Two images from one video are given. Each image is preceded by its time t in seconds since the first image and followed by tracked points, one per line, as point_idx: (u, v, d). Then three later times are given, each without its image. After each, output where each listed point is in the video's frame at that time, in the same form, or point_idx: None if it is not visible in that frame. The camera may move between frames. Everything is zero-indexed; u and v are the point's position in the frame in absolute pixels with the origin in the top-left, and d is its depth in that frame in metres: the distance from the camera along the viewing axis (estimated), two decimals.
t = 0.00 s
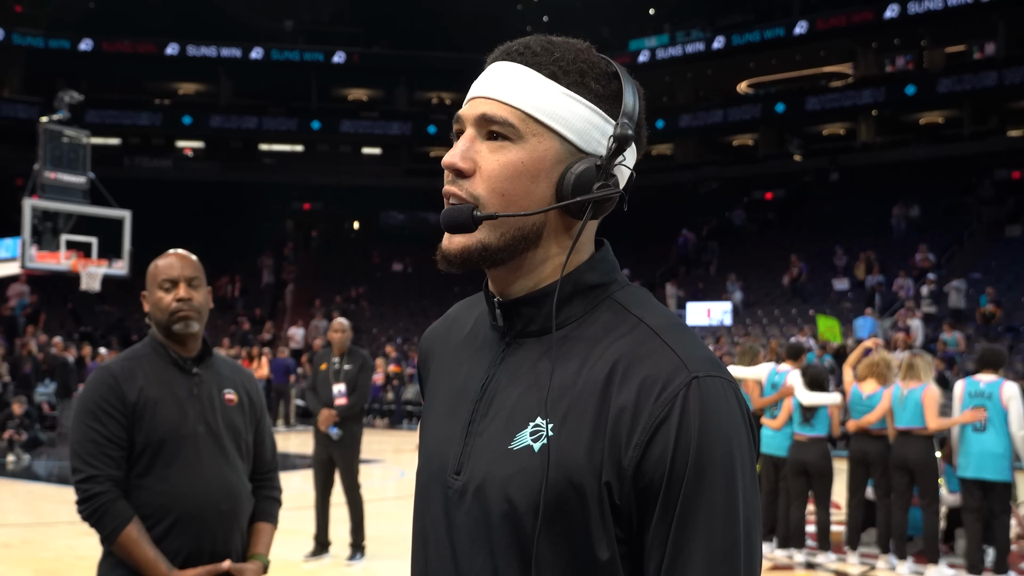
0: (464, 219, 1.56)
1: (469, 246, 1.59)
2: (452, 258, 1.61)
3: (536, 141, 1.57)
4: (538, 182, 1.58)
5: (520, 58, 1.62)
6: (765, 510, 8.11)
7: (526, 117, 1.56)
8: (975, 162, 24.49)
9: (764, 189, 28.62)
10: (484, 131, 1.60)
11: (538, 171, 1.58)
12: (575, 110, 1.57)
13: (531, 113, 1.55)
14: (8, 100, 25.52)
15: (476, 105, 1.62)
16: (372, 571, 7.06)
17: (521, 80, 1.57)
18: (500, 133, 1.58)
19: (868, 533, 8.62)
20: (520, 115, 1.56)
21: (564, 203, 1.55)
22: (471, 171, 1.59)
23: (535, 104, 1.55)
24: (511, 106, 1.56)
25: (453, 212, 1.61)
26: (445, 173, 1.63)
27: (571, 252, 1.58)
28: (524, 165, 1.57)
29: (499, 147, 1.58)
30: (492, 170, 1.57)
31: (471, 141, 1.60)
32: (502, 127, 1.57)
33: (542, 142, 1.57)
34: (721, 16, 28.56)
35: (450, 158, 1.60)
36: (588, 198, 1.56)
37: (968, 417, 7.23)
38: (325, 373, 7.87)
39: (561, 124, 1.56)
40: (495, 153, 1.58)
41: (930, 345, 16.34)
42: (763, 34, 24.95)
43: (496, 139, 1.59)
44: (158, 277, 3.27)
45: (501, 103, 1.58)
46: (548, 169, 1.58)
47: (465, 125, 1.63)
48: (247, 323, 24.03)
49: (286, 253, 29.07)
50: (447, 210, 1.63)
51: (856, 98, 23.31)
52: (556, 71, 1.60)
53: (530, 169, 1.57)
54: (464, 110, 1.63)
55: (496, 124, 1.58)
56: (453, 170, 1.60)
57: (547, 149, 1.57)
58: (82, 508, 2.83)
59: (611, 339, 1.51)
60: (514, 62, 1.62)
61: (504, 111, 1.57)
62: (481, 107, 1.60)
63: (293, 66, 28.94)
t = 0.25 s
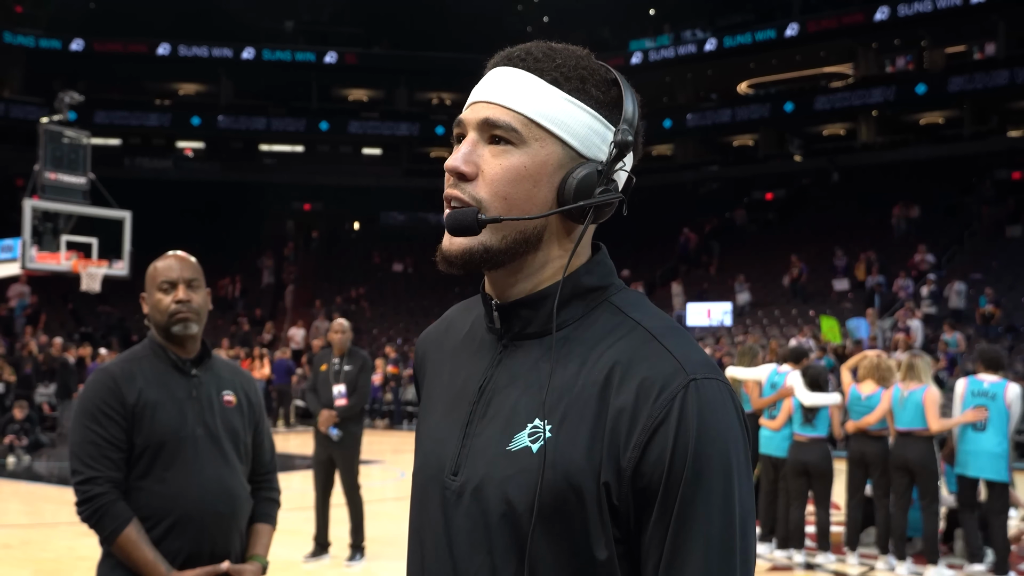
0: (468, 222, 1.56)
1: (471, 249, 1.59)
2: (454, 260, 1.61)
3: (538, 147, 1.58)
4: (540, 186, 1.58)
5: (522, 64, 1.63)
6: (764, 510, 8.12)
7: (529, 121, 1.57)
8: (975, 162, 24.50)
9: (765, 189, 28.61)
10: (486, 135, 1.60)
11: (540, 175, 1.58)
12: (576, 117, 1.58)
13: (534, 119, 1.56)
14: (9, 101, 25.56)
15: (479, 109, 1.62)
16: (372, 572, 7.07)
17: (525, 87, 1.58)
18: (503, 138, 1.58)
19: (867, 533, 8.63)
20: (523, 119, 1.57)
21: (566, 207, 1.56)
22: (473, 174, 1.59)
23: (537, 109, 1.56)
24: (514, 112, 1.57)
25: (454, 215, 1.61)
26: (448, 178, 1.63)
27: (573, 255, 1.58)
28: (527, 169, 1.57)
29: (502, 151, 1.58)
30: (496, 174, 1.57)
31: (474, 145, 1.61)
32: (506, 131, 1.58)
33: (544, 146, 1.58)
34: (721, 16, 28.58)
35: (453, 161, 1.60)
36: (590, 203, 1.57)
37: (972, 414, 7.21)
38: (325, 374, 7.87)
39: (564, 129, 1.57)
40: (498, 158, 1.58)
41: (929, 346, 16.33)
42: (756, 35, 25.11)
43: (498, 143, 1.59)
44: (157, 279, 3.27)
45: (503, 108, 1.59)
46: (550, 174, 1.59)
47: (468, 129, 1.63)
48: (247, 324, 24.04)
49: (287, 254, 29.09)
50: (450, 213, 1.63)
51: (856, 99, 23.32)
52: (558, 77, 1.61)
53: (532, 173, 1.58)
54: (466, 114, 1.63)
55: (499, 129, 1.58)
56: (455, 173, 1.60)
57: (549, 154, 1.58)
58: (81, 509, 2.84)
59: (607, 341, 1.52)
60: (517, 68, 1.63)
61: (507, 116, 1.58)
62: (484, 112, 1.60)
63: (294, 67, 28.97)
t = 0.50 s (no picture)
0: (459, 226, 1.57)
1: (463, 251, 1.59)
2: (446, 260, 1.62)
3: (528, 151, 1.59)
4: (530, 190, 1.60)
5: (513, 70, 1.64)
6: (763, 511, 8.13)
7: (519, 126, 1.58)
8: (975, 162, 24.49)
9: (765, 189, 28.64)
10: (478, 140, 1.61)
11: (529, 179, 1.59)
12: (565, 123, 1.59)
13: (525, 124, 1.57)
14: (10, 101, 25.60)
15: (470, 115, 1.63)
16: (371, 573, 7.08)
17: (515, 92, 1.58)
18: (493, 142, 1.60)
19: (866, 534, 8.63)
20: (513, 124, 1.58)
21: (556, 209, 1.57)
22: (464, 178, 1.60)
23: (526, 113, 1.57)
24: (503, 116, 1.58)
25: (445, 219, 1.62)
26: (439, 182, 1.65)
27: (563, 258, 1.60)
28: (517, 172, 1.59)
29: (493, 155, 1.60)
30: (486, 179, 1.59)
31: (465, 149, 1.62)
32: (496, 135, 1.59)
33: (535, 151, 1.59)
34: (721, 17, 28.60)
35: (445, 165, 1.62)
36: (580, 205, 1.58)
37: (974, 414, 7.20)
38: (325, 375, 7.86)
39: (552, 134, 1.58)
40: (489, 162, 1.59)
41: (929, 347, 16.32)
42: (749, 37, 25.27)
43: (489, 148, 1.61)
44: (156, 281, 3.29)
45: (493, 114, 1.60)
46: (540, 177, 1.60)
47: (460, 134, 1.64)
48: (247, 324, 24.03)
49: (287, 255, 29.09)
50: (441, 217, 1.64)
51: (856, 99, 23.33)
52: (548, 82, 1.62)
53: (522, 177, 1.59)
54: (458, 121, 1.64)
55: (490, 134, 1.60)
56: (447, 177, 1.61)
57: (539, 158, 1.59)
58: (80, 511, 2.85)
59: (599, 344, 1.53)
60: (508, 74, 1.64)
61: (497, 120, 1.59)
62: (475, 117, 1.61)
63: (293, 67, 28.99)
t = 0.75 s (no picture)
0: (450, 230, 1.59)
1: (454, 254, 1.61)
2: (437, 264, 1.64)
3: (518, 156, 1.61)
4: (520, 196, 1.62)
5: (504, 78, 1.65)
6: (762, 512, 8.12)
7: (509, 131, 1.61)
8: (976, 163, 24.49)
9: (765, 190, 28.65)
10: (469, 146, 1.64)
11: (519, 185, 1.62)
12: (554, 129, 1.61)
13: (514, 130, 1.59)
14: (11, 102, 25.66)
15: (462, 121, 1.66)
16: (370, 574, 7.09)
17: (506, 99, 1.61)
18: (483, 148, 1.62)
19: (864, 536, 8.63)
20: (502, 130, 1.61)
21: (545, 214, 1.59)
22: (455, 185, 1.64)
23: (515, 120, 1.59)
24: (493, 122, 1.61)
25: (437, 222, 1.65)
26: (432, 187, 1.67)
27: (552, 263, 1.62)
28: (506, 178, 1.61)
29: (483, 161, 1.62)
30: (476, 185, 1.62)
31: (457, 156, 1.65)
32: (487, 142, 1.62)
33: (525, 157, 1.61)
34: (721, 18, 28.61)
35: (436, 172, 1.65)
36: (568, 210, 1.59)
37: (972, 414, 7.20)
38: (325, 376, 7.86)
39: (541, 141, 1.61)
40: (479, 169, 1.62)
41: (929, 348, 16.31)
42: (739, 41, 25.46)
43: (480, 154, 1.63)
44: (156, 283, 3.30)
45: (484, 121, 1.62)
46: (530, 182, 1.62)
47: (452, 140, 1.67)
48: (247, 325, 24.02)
49: (287, 256, 29.09)
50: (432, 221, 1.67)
51: (856, 100, 23.34)
52: (538, 89, 1.63)
53: (512, 183, 1.61)
54: (450, 128, 1.67)
55: (480, 141, 1.62)
56: (439, 184, 1.64)
57: (530, 164, 1.61)
58: (80, 512, 2.86)
59: (591, 347, 1.55)
60: (499, 82, 1.66)
61: (487, 126, 1.62)
62: (466, 124, 1.64)
63: (294, 68, 29.00)
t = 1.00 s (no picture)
0: (442, 234, 1.61)
1: (448, 258, 1.63)
2: (431, 269, 1.65)
3: (508, 159, 1.62)
4: (511, 199, 1.63)
5: (495, 84, 1.67)
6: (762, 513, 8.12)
7: (500, 136, 1.62)
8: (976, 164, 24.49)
9: (766, 191, 28.66)
10: (460, 151, 1.65)
11: (510, 188, 1.63)
12: (545, 132, 1.62)
13: (505, 133, 1.61)
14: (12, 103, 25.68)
15: (453, 128, 1.67)
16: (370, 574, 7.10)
17: (496, 103, 1.62)
18: (474, 153, 1.63)
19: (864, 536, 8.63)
20: (492, 134, 1.62)
21: (536, 216, 1.60)
22: (447, 190, 1.64)
23: (505, 124, 1.61)
24: (484, 127, 1.62)
25: (430, 226, 1.66)
26: (425, 192, 1.69)
27: (545, 265, 1.63)
28: (498, 182, 1.62)
29: (475, 165, 1.63)
30: (468, 189, 1.63)
31: (449, 161, 1.66)
32: (477, 146, 1.63)
33: (515, 160, 1.62)
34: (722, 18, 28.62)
35: (429, 176, 1.66)
36: (559, 212, 1.61)
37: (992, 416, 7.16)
38: (325, 377, 7.87)
39: (531, 144, 1.62)
40: (470, 173, 1.64)
41: (929, 349, 16.30)
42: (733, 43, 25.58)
43: (471, 158, 1.65)
44: (156, 285, 3.31)
45: (475, 125, 1.64)
46: (520, 186, 1.64)
47: (444, 146, 1.68)
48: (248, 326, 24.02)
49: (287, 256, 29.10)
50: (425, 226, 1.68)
51: (857, 101, 23.34)
52: (527, 94, 1.65)
53: (504, 187, 1.62)
54: (442, 134, 1.68)
55: (472, 145, 1.63)
56: (431, 189, 1.65)
57: (521, 167, 1.63)
58: (80, 513, 2.87)
59: (584, 349, 1.56)
60: (489, 87, 1.67)
61: (478, 130, 1.63)
62: (458, 129, 1.65)
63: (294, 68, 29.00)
